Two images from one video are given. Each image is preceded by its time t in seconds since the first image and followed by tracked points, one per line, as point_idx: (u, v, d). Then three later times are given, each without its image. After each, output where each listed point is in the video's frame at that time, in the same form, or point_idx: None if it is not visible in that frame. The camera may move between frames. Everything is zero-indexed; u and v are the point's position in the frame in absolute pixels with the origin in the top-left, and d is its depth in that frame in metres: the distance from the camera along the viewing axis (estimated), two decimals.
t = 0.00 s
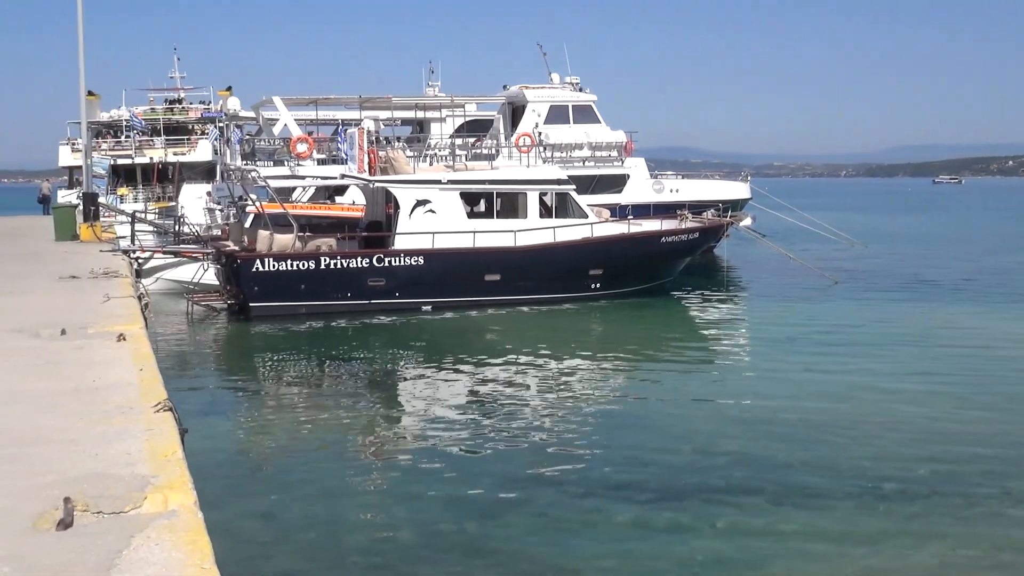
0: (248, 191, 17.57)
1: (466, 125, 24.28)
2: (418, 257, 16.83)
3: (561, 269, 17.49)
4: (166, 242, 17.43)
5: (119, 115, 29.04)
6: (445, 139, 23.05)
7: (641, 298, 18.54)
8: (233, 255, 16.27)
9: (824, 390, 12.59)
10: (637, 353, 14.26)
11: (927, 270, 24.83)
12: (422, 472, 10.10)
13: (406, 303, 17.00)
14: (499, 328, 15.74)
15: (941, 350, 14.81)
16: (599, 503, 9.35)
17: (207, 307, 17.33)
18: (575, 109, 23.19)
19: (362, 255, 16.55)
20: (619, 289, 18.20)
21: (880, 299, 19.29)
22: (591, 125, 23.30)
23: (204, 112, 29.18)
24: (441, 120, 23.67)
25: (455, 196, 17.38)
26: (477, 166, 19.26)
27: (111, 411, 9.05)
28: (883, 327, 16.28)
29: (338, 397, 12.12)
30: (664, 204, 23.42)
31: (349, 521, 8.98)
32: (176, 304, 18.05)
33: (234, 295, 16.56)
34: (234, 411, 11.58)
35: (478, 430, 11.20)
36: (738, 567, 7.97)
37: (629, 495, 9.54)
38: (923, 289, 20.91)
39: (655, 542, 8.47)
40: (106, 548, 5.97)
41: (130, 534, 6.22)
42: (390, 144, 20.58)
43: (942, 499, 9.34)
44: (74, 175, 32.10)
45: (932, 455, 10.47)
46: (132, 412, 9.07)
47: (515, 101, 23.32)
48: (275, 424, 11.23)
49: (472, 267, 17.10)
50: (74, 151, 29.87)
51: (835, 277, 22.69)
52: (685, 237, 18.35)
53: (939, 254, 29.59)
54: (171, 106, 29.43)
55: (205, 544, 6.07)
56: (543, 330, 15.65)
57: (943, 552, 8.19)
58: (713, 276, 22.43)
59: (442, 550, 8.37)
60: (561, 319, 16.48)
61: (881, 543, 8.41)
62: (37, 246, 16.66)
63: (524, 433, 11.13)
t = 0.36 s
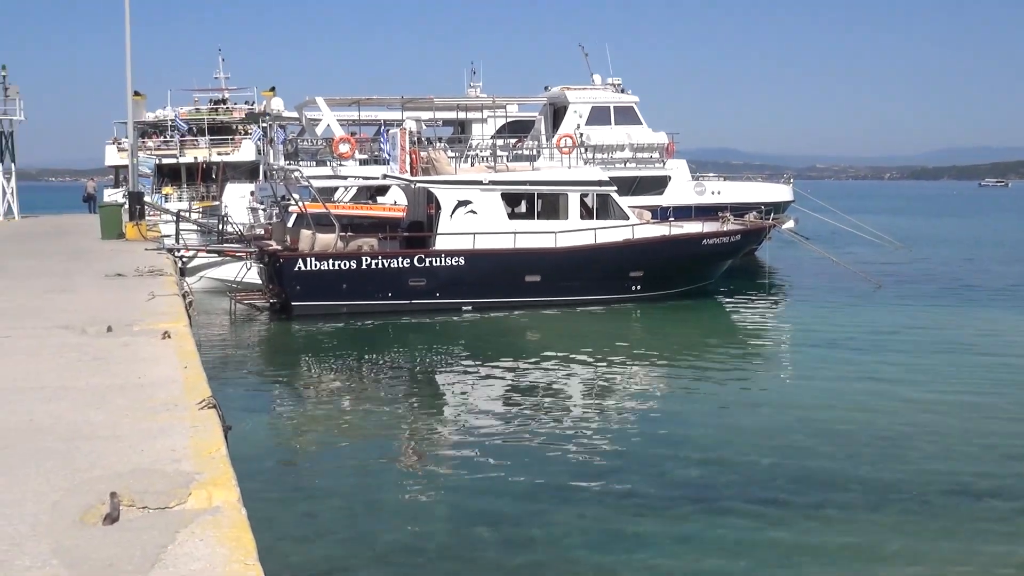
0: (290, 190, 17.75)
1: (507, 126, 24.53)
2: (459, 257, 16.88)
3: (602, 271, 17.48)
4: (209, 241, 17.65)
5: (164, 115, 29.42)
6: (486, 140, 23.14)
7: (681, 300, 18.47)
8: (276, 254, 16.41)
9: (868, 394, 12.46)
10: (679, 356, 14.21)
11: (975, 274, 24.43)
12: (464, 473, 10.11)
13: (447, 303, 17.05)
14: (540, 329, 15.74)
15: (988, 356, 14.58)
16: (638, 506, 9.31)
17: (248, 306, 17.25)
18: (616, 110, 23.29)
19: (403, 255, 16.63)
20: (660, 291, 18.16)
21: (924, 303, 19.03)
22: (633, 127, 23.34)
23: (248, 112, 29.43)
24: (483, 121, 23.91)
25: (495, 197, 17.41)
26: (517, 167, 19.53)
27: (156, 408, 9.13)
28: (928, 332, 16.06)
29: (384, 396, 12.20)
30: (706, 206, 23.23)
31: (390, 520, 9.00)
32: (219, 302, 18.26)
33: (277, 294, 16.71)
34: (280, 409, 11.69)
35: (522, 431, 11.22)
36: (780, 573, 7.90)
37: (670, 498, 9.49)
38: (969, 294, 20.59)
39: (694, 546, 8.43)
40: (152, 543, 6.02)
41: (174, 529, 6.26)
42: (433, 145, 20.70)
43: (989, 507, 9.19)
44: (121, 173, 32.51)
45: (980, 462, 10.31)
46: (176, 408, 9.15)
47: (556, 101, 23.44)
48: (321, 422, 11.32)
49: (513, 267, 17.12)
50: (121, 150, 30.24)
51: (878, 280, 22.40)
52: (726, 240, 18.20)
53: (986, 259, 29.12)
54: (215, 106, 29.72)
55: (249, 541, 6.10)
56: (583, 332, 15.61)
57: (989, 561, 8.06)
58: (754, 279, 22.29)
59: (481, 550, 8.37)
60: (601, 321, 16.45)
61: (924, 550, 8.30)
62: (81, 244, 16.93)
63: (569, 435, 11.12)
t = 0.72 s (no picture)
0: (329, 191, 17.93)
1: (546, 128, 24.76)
2: (497, 258, 16.91)
3: (639, 272, 17.48)
4: (249, 240, 17.88)
5: (205, 115, 29.69)
6: (524, 141, 23.22)
7: (718, 303, 18.44)
8: (316, 254, 16.49)
9: (910, 399, 12.34)
10: (718, 359, 14.16)
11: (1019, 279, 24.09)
12: (503, 474, 10.12)
13: (484, 304, 17.08)
14: (577, 331, 15.74)
15: None
16: (676, 508, 9.28)
17: (288, 305, 17.54)
18: (655, 112, 23.51)
19: (441, 255, 16.69)
20: (697, 293, 18.15)
21: (966, 308, 18.80)
22: (672, 129, 23.57)
23: (288, 114, 29.58)
24: (521, 123, 24.00)
25: (534, 199, 17.42)
26: (555, 168, 19.59)
27: (199, 406, 9.20)
28: (970, 337, 15.87)
29: (426, 397, 12.26)
30: (745, 209, 23.06)
31: (429, 520, 9.04)
32: (259, 302, 18.47)
33: (315, 294, 16.82)
34: (324, 408, 11.80)
35: (563, 432, 11.24)
36: None
37: (708, 501, 9.46)
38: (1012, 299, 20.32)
39: (732, 550, 8.39)
40: (195, 539, 6.08)
41: (216, 526, 6.30)
42: (471, 146, 20.80)
43: None
44: (164, 174, 32.86)
45: None
46: (218, 407, 9.21)
47: (595, 103, 23.63)
48: (364, 422, 11.40)
49: (550, 269, 17.12)
50: (163, 151, 30.54)
51: (919, 284, 22.15)
52: (766, 241, 18.31)
53: None
54: (255, 107, 29.87)
55: (290, 539, 6.12)
56: (621, 334, 15.58)
57: None
58: (792, 283, 22.17)
59: (518, 551, 8.36)
60: (638, 323, 16.43)
61: (966, 557, 8.21)
62: (121, 244, 17.16)
63: (611, 437, 11.11)
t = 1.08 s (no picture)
0: (363, 196, 18.08)
1: (578, 132, 24.52)
2: (531, 263, 16.89)
3: (674, 277, 17.50)
4: (285, 244, 18.13)
5: (242, 121, 30.08)
6: (558, 146, 23.28)
7: (752, 308, 18.44)
8: (350, 258, 16.55)
9: (947, 406, 12.25)
10: (753, 364, 14.13)
11: None
12: (537, 479, 10.13)
13: (517, 309, 17.10)
14: (611, 336, 15.73)
15: None
16: (709, 514, 9.27)
17: (323, 309, 17.72)
18: (689, 116, 23.80)
19: (475, 260, 16.65)
20: (732, 298, 18.16)
21: (1003, 313, 18.61)
22: (707, 133, 23.88)
23: (323, 119, 29.81)
24: (555, 127, 24.06)
25: (568, 203, 17.40)
26: (589, 172, 19.63)
27: (235, 408, 9.24)
28: (1007, 343, 15.70)
29: (461, 401, 12.31)
30: (780, 214, 23.42)
31: (464, 524, 9.07)
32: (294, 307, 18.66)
33: (350, 297, 16.94)
34: (362, 412, 11.88)
35: (600, 437, 11.25)
36: None
37: (741, 507, 9.44)
38: None
39: (767, 557, 8.34)
40: (233, 541, 6.10)
41: (253, 528, 6.31)
42: (506, 151, 20.89)
43: None
44: (200, 178, 33.23)
45: None
46: (255, 410, 9.24)
47: (629, 108, 23.94)
48: (402, 426, 11.48)
49: (584, 273, 17.13)
50: (199, 156, 30.89)
51: (955, 290, 21.91)
52: (801, 246, 18.34)
53: None
54: (290, 112, 30.21)
55: (327, 542, 6.11)
56: (655, 340, 15.57)
57: None
58: (826, 288, 22.09)
59: (552, 556, 8.38)
60: (672, 328, 16.43)
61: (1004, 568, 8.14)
62: (156, 248, 17.38)
63: (648, 442, 11.12)
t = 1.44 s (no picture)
0: (398, 198, 18.30)
1: (612, 134, 24.88)
2: (564, 265, 16.95)
3: (707, 280, 17.47)
4: (319, 246, 18.38)
5: (275, 122, 30.03)
6: (591, 148, 23.35)
7: (786, 311, 18.38)
8: (384, 260, 16.72)
9: (984, 412, 12.15)
10: (787, 368, 14.08)
11: None
12: (572, 481, 10.15)
13: (550, 311, 17.13)
14: (644, 339, 15.74)
15: None
16: (744, 517, 9.26)
17: (357, 310, 17.87)
18: (723, 118, 23.84)
19: (508, 262, 16.76)
20: (766, 301, 18.12)
21: None
22: (740, 136, 23.84)
23: (357, 120, 29.76)
24: (588, 129, 24.13)
25: (602, 206, 17.40)
26: (622, 174, 19.69)
27: (271, 409, 9.21)
28: None
29: (496, 404, 12.36)
30: (814, 216, 23.56)
31: (499, 525, 9.11)
32: (329, 308, 18.84)
33: (384, 299, 17.08)
34: (397, 414, 11.93)
35: (635, 440, 11.26)
36: None
37: (777, 510, 9.43)
38: None
39: (805, 563, 8.25)
40: (269, 541, 6.04)
41: (290, 528, 6.26)
42: (539, 153, 21.02)
43: None
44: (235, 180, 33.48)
45: None
46: (291, 410, 9.22)
47: (663, 110, 23.87)
48: (438, 427, 11.55)
49: (617, 275, 17.13)
50: (234, 158, 31.14)
51: (992, 295, 21.66)
52: (836, 250, 18.27)
53: None
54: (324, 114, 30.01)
55: (364, 542, 6.04)
56: (688, 343, 15.56)
57: None
58: (859, 292, 22.00)
59: (587, 557, 8.39)
60: (706, 331, 16.42)
61: None
62: (190, 249, 17.54)
63: (684, 445, 11.11)
